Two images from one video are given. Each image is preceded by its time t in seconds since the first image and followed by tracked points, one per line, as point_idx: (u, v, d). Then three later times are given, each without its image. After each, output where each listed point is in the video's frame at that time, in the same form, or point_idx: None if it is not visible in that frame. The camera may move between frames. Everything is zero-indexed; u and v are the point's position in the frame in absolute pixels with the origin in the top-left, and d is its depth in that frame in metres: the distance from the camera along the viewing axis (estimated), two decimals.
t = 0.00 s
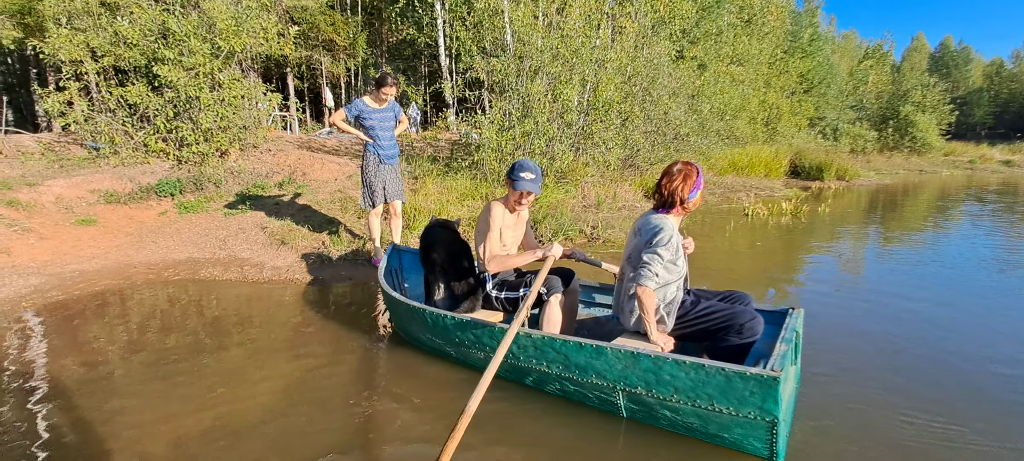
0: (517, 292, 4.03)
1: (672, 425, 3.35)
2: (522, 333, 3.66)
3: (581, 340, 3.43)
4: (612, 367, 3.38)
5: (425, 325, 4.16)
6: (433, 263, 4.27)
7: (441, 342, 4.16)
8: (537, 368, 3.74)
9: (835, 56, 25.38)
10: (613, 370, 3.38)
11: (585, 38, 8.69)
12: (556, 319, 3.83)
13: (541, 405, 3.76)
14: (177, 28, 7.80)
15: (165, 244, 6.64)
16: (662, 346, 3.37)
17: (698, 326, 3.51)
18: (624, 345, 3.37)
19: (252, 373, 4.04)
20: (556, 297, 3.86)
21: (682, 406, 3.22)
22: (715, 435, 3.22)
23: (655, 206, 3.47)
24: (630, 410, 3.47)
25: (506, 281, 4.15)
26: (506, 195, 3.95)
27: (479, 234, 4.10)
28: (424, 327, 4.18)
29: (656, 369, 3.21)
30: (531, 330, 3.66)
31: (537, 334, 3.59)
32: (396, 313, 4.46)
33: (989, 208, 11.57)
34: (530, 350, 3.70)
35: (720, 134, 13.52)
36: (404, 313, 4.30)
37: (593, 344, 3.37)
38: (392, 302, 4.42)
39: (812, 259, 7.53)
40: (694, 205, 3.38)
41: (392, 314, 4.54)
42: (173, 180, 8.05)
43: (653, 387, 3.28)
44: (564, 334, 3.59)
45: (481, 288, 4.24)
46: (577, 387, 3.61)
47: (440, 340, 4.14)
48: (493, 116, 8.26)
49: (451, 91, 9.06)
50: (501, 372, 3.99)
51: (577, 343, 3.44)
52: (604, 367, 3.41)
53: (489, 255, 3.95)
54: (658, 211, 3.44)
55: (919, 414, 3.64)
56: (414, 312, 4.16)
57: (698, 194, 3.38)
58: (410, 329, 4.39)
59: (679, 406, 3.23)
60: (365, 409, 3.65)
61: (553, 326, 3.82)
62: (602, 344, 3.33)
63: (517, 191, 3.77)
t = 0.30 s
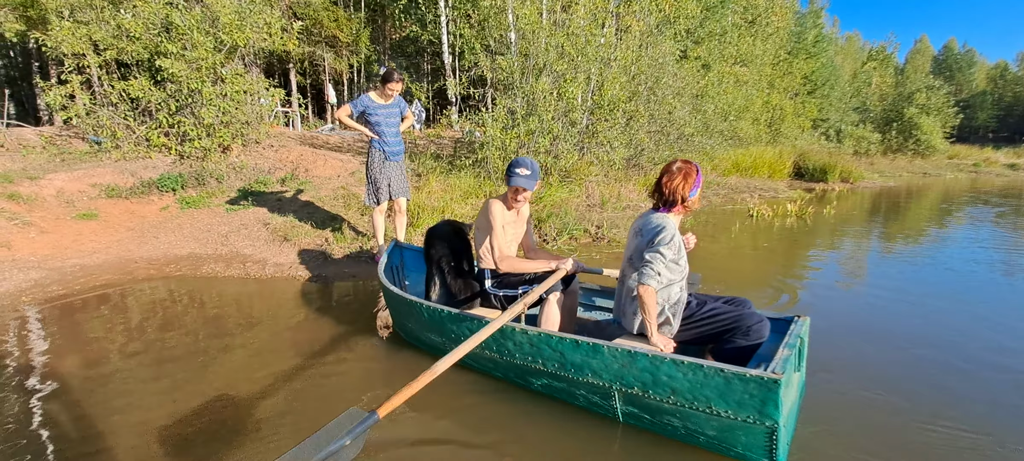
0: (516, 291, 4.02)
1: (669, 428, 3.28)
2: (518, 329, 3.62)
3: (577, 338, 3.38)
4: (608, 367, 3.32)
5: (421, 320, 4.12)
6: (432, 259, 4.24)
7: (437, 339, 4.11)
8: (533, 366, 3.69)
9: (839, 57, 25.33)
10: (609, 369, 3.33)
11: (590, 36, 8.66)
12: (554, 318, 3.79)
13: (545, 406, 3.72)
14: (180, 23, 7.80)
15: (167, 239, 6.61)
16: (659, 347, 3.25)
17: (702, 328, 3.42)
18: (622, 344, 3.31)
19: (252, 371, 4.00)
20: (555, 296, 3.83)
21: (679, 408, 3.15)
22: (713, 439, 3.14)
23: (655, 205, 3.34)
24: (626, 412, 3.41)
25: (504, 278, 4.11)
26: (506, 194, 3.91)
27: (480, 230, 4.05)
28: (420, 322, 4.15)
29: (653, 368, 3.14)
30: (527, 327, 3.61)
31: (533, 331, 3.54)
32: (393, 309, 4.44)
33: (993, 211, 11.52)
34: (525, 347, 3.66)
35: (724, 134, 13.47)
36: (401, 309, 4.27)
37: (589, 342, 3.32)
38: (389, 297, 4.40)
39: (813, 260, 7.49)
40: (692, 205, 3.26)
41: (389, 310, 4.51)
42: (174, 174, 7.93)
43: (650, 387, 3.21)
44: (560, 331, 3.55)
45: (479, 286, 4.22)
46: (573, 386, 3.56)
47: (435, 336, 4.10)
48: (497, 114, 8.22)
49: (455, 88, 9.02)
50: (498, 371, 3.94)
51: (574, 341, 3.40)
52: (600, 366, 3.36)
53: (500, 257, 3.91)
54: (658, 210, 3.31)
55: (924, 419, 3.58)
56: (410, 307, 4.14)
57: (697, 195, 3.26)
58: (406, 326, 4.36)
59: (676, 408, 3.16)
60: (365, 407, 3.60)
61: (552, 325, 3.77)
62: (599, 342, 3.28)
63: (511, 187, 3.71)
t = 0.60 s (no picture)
0: (518, 292, 4.00)
1: (667, 439, 3.20)
2: (517, 331, 3.58)
3: (577, 341, 3.34)
4: (608, 372, 3.27)
5: (419, 320, 4.09)
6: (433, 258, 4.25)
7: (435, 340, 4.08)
8: (531, 370, 3.65)
9: (843, 59, 25.26)
10: (608, 375, 3.28)
11: (596, 34, 8.60)
12: (555, 321, 3.76)
13: (550, 409, 3.68)
14: (184, 16, 7.74)
15: (168, 236, 6.56)
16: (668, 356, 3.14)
17: (710, 336, 3.35)
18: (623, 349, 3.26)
19: (253, 370, 3.94)
20: (555, 299, 3.75)
21: (679, 417, 3.08)
22: (713, 452, 3.06)
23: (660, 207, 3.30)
24: (623, 420, 3.35)
25: (505, 279, 4.09)
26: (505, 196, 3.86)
27: (484, 230, 4.00)
28: (417, 321, 4.12)
29: (654, 375, 3.09)
30: (526, 329, 3.57)
31: (532, 334, 3.50)
32: (392, 307, 4.41)
33: (997, 215, 11.45)
34: (524, 350, 3.62)
35: (728, 135, 13.41)
36: (400, 307, 4.24)
37: (589, 345, 3.27)
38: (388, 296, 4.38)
39: (814, 262, 7.47)
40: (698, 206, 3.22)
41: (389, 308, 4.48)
42: (176, 170, 7.88)
43: (649, 395, 3.15)
44: (560, 335, 3.51)
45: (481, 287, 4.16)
46: (571, 392, 3.51)
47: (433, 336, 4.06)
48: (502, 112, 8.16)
49: (459, 86, 8.97)
50: (496, 374, 3.89)
51: (574, 345, 3.35)
52: (599, 371, 3.31)
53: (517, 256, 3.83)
54: (664, 213, 3.25)
55: (931, 426, 3.52)
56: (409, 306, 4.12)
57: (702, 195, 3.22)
58: (405, 325, 4.33)
59: (676, 417, 3.09)
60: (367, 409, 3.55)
61: (552, 329, 3.75)
62: (599, 346, 3.24)
63: (510, 185, 3.66)
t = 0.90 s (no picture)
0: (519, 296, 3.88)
1: (667, 451, 3.13)
2: (515, 335, 3.54)
3: (576, 348, 3.28)
4: (607, 380, 3.21)
5: (419, 321, 4.08)
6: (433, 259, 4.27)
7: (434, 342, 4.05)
8: (531, 375, 3.59)
9: (846, 59, 25.19)
10: (607, 382, 3.22)
11: (601, 32, 8.54)
12: (555, 326, 3.66)
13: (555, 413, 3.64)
14: (186, 13, 7.71)
15: (170, 235, 6.52)
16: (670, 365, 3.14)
17: (718, 345, 3.30)
18: (622, 357, 3.19)
19: (255, 372, 3.91)
20: (556, 304, 3.68)
21: (679, 429, 3.01)
22: None
23: (665, 211, 3.26)
24: (623, 430, 3.28)
25: (505, 282, 3.99)
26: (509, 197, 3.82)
27: (488, 233, 3.98)
28: (418, 323, 4.11)
29: (653, 385, 3.01)
30: (524, 333, 3.53)
31: (531, 339, 3.45)
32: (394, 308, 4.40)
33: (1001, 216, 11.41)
34: (523, 355, 3.57)
35: (732, 135, 13.36)
36: (401, 308, 4.23)
37: (587, 352, 3.21)
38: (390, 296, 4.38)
39: (816, 262, 7.45)
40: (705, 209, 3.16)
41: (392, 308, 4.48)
42: (178, 168, 7.84)
43: (649, 405, 3.08)
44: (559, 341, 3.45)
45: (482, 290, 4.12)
46: (570, 399, 3.45)
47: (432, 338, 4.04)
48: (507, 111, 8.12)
49: (463, 85, 8.92)
50: (496, 379, 3.84)
51: (572, 351, 3.29)
52: (598, 379, 3.25)
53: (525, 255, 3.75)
54: (671, 217, 3.21)
55: (937, 432, 3.44)
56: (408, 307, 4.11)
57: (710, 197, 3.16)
58: (406, 326, 4.32)
59: (676, 428, 3.02)
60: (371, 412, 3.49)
61: (552, 333, 3.64)
62: (597, 353, 3.18)
63: (514, 186, 3.62)
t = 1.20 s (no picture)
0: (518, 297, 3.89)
1: (662, 456, 3.10)
2: (512, 336, 3.53)
3: (571, 350, 3.25)
4: (602, 382, 3.18)
5: (419, 319, 4.08)
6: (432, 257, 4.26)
7: (433, 341, 4.05)
8: (527, 377, 3.58)
9: (847, 59, 25.17)
10: (602, 385, 3.19)
11: (604, 31, 8.52)
12: (554, 329, 3.65)
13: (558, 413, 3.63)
14: (188, 10, 7.72)
15: (173, 233, 6.51)
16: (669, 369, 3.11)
17: (720, 348, 3.27)
18: (617, 359, 3.17)
19: (258, 371, 3.90)
20: (555, 305, 3.71)
21: (674, 433, 2.98)
22: None
23: (666, 211, 3.24)
24: (619, 433, 3.26)
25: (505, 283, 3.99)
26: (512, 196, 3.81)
27: (488, 231, 3.94)
28: (417, 321, 4.11)
29: (647, 389, 2.98)
30: (521, 334, 3.51)
31: (527, 340, 3.44)
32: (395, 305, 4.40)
33: (1003, 216, 11.40)
34: (520, 357, 3.56)
35: (734, 134, 13.35)
36: (401, 305, 4.24)
37: (582, 354, 3.19)
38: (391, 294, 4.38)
39: (816, 262, 7.45)
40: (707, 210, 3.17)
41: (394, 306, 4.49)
42: (180, 165, 7.82)
43: (643, 409, 3.05)
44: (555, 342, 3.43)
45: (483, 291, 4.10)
46: (567, 401, 3.43)
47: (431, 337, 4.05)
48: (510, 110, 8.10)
49: (466, 83, 8.91)
50: (495, 380, 3.83)
51: (567, 353, 3.27)
52: (593, 381, 3.22)
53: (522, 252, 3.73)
54: (673, 217, 3.19)
55: (934, 434, 3.42)
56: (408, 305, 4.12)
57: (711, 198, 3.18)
58: (407, 324, 4.32)
59: (670, 432, 2.99)
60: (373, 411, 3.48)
61: (552, 335, 3.64)
62: (592, 356, 3.16)
63: (517, 186, 3.60)
